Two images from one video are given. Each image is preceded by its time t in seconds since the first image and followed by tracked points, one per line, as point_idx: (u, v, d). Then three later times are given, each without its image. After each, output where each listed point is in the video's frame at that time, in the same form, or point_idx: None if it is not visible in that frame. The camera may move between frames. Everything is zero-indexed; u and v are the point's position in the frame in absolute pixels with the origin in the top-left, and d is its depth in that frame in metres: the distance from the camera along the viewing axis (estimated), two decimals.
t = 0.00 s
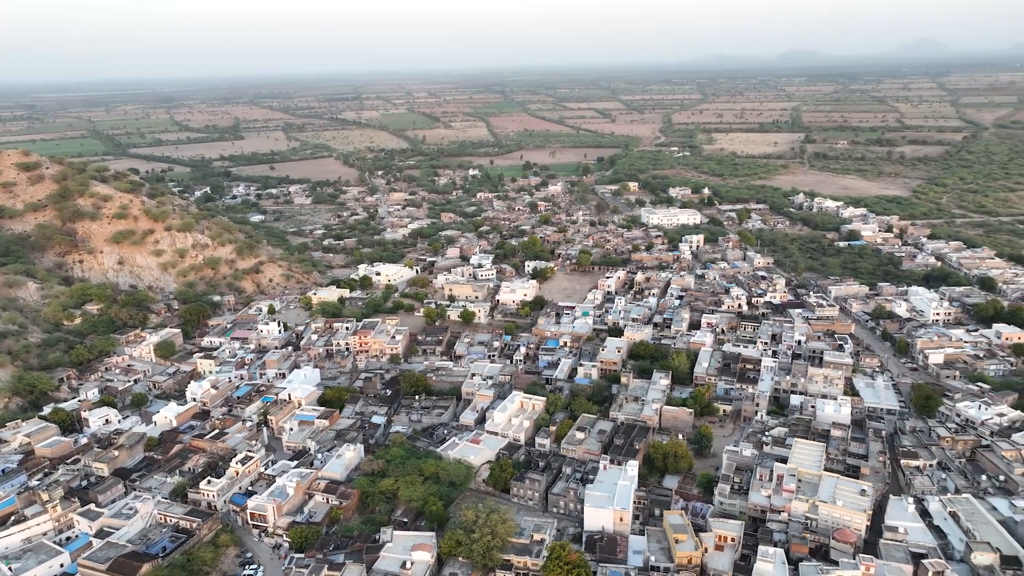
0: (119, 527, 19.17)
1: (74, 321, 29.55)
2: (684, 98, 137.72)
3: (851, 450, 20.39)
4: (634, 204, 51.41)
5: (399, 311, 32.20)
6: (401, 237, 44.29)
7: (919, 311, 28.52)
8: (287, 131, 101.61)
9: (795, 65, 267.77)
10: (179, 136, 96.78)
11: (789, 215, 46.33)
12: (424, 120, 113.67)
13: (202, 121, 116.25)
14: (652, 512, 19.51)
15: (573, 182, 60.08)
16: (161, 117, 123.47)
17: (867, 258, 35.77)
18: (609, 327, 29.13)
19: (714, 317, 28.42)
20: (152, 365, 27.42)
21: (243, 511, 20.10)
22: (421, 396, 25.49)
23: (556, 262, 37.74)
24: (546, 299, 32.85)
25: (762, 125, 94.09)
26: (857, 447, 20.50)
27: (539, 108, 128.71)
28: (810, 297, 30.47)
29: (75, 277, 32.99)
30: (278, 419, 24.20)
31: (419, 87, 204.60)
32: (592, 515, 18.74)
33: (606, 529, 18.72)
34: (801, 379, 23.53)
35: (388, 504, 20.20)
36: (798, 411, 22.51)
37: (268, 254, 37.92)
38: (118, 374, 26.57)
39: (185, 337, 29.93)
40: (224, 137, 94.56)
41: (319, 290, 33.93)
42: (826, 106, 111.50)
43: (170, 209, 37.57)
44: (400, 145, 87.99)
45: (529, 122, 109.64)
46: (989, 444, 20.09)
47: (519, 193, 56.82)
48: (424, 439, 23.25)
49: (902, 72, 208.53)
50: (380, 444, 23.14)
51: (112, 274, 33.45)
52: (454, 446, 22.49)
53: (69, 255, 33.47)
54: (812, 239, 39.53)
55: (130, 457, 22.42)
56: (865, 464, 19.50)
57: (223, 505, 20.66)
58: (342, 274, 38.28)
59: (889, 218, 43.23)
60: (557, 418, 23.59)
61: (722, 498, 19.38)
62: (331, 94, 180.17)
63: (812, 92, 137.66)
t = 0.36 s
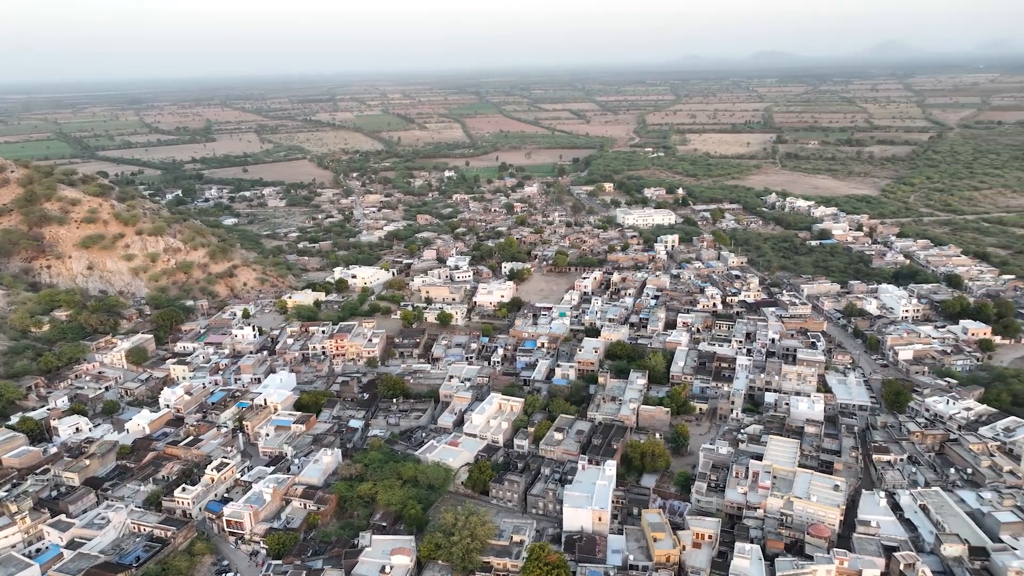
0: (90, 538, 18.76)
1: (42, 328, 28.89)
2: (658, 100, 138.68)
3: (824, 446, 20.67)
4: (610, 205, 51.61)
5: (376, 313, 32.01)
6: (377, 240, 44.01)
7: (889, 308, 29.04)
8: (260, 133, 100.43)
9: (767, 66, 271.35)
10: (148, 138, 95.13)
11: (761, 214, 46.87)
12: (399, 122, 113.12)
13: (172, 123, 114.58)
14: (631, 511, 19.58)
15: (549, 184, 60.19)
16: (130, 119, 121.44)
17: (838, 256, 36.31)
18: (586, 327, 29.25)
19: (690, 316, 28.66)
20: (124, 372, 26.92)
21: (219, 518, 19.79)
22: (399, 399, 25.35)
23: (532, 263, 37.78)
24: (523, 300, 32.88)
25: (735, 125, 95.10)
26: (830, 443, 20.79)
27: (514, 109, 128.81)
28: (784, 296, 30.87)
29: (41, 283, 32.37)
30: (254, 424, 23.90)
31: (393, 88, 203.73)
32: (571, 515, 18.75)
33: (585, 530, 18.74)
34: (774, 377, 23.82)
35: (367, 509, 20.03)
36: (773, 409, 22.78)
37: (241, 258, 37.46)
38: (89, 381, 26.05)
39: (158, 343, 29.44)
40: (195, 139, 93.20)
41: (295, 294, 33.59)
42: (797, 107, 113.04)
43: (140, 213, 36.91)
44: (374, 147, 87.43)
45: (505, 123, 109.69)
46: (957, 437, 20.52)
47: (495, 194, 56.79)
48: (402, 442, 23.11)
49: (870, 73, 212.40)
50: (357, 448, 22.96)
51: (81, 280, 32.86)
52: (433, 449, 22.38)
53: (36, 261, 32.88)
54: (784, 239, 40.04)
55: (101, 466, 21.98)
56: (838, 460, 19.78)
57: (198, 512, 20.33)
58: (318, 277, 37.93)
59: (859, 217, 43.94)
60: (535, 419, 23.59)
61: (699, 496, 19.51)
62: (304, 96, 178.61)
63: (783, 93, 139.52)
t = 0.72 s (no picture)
0: (57, 551, 18.25)
1: (4, 337, 28.17)
2: (629, 101, 139.76)
3: (795, 443, 20.97)
4: (583, 206, 51.80)
5: (349, 317, 31.76)
6: (349, 243, 43.65)
7: (856, 306, 29.61)
8: (228, 135, 98.99)
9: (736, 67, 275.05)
10: (113, 141, 93.23)
11: (731, 214, 47.43)
12: (370, 123, 112.45)
13: (137, 126, 112.54)
14: (607, 511, 19.63)
15: (521, 185, 60.24)
16: (94, 121, 119.00)
17: (806, 255, 36.89)
18: (560, 329, 29.35)
19: (662, 316, 28.90)
20: (91, 380, 26.35)
21: (191, 528, 19.42)
22: (374, 403, 25.16)
23: (506, 265, 37.80)
24: (497, 302, 32.89)
25: (705, 126, 96.14)
26: (801, 440, 21.11)
27: (486, 110, 128.75)
28: (754, 295, 31.30)
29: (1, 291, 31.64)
30: (225, 431, 23.53)
31: (364, 89, 202.58)
32: (548, 517, 18.74)
33: (561, 530, 18.77)
34: (746, 375, 24.14)
35: (342, 514, 19.80)
36: (745, 407, 23.07)
37: (211, 262, 36.92)
38: (54, 391, 25.43)
39: (126, 350, 28.87)
40: (162, 142, 91.56)
41: (266, 298, 33.19)
42: (765, 109, 114.11)
43: (106, 218, 36.17)
44: (345, 149, 86.72)
45: (477, 125, 109.63)
46: (923, 431, 20.99)
47: (468, 196, 56.66)
48: (377, 447, 22.94)
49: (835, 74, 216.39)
50: (332, 454, 22.72)
51: (44, 287, 32.14)
52: (408, 453, 22.25)
53: None
54: (754, 238, 40.58)
55: (68, 477, 21.47)
56: (809, 456, 20.07)
57: (169, 522, 19.92)
58: (290, 281, 37.52)
59: (826, 217, 44.69)
60: (511, 421, 23.59)
61: (674, 494, 19.62)
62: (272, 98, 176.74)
63: (751, 94, 141.52)
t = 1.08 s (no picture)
0: (26, 563, 17.73)
1: None
2: (603, 102, 140.52)
3: (770, 440, 21.22)
4: (558, 207, 51.96)
5: (325, 321, 31.51)
6: (324, 246, 43.30)
7: (828, 304, 30.07)
8: (200, 138, 97.59)
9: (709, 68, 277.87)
10: (80, 144, 91.36)
11: (705, 214, 47.87)
12: (345, 125, 111.65)
13: (105, 128, 110.55)
14: (585, 511, 19.66)
15: (497, 187, 60.25)
16: (60, 123, 116.55)
17: (778, 254, 37.38)
18: (537, 330, 29.41)
19: (638, 316, 29.10)
20: (60, 389, 25.82)
21: (165, 537, 19.07)
22: (351, 407, 24.99)
23: (483, 267, 37.78)
24: (474, 304, 32.86)
25: (679, 127, 96.97)
26: (775, 437, 21.36)
27: (461, 112, 128.56)
28: (728, 294, 31.62)
29: None
30: (200, 438, 23.19)
31: (338, 91, 201.18)
32: (527, 518, 18.72)
33: (541, 531, 18.77)
34: (721, 374, 24.37)
35: (320, 520, 19.58)
36: (720, 405, 23.31)
37: (184, 267, 36.39)
38: (22, 400, 24.87)
39: (96, 357, 28.34)
40: (131, 145, 89.96)
41: (240, 303, 32.80)
42: (737, 109, 115.42)
43: (74, 222, 35.45)
44: (319, 151, 85.97)
45: (452, 126, 109.36)
46: (893, 426, 21.37)
47: (443, 198, 56.52)
48: (355, 451, 22.74)
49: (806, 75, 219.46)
50: (309, 459, 22.50)
51: (10, 293, 31.40)
52: (386, 457, 22.10)
53: None
54: (728, 238, 41.03)
55: (37, 487, 20.98)
56: (783, 453, 20.31)
57: (143, 531, 19.54)
58: (265, 285, 37.11)
59: (798, 216, 45.33)
60: (489, 423, 23.55)
61: (651, 493, 19.71)
62: (244, 99, 174.73)
63: (724, 95, 143.07)
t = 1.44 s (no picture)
0: None
1: None
2: (575, 105, 141.23)
3: (742, 438, 21.46)
4: (531, 210, 52.04)
5: (297, 327, 31.18)
6: (296, 250, 42.85)
7: (797, 303, 30.52)
8: (166, 141, 95.91)
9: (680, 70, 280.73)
10: (41, 148, 89.15)
11: (676, 216, 48.31)
12: (315, 129, 110.61)
13: (68, 132, 108.08)
14: (561, 513, 19.69)
15: (470, 190, 60.15)
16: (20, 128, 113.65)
17: (749, 254, 37.87)
18: (512, 333, 29.41)
19: (612, 318, 29.26)
20: (24, 400, 25.16)
21: (135, 549, 18.63)
22: (325, 414, 24.74)
23: (456, 270, 37.70)
24: (448, 308, 32.77)
25: (650, 129, 97.79)
26: (747, 436, 21.61)
27: (433, 115, 128.18)
28: (699, 295, 31.95)
29: None
30: (170, 448, 22.76)
31: (309, 94, 199.31)
32: (503, 521, 18.68)
33: (517, 534, 18.73)
34: (694, 374, 24.62)
35: (294, 528, 19.31)
36: (693, 405, 23.54)
37: (152, 273, 35.74)
38: None
39: (61, 367, 27.68)
40: (95, 149, 88.06)
41: (210, 309, 32.31)
42: (707, 111, 116.80)
43: (36, 229, 34.60)
44: (290, 155, 85.03)
45: (424, 129, 108.97)
46: (862, 423, 21.77)
47: (416, 201, 56.28)
48: (329, 458, 22.50)
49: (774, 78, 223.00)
50: (282, 467, 22.20)
51: None
52: (361, 463, 21.90)
53: None
54: (699, 239, 41.47)
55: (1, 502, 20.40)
56: (756, 451, 20.56)
57: (112, 544, 19.07)
58: (235, 291, 36.59)
59: (767, 217, 45.99)
60: (464, 427, 23.49)
61: (627, 494, 19.78)
62: (212, 102, 172.21)
63: (694, 98, 144.85)
